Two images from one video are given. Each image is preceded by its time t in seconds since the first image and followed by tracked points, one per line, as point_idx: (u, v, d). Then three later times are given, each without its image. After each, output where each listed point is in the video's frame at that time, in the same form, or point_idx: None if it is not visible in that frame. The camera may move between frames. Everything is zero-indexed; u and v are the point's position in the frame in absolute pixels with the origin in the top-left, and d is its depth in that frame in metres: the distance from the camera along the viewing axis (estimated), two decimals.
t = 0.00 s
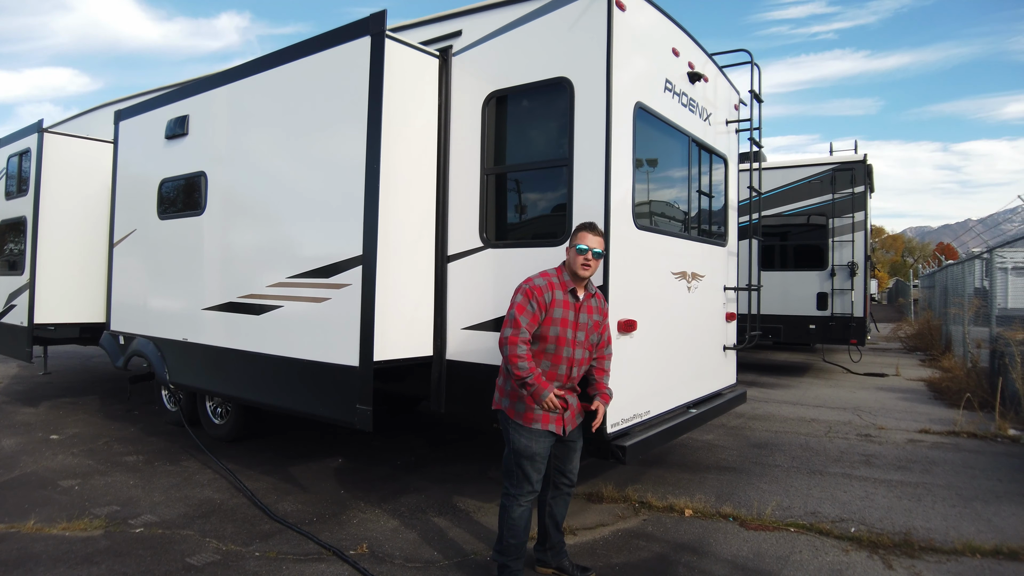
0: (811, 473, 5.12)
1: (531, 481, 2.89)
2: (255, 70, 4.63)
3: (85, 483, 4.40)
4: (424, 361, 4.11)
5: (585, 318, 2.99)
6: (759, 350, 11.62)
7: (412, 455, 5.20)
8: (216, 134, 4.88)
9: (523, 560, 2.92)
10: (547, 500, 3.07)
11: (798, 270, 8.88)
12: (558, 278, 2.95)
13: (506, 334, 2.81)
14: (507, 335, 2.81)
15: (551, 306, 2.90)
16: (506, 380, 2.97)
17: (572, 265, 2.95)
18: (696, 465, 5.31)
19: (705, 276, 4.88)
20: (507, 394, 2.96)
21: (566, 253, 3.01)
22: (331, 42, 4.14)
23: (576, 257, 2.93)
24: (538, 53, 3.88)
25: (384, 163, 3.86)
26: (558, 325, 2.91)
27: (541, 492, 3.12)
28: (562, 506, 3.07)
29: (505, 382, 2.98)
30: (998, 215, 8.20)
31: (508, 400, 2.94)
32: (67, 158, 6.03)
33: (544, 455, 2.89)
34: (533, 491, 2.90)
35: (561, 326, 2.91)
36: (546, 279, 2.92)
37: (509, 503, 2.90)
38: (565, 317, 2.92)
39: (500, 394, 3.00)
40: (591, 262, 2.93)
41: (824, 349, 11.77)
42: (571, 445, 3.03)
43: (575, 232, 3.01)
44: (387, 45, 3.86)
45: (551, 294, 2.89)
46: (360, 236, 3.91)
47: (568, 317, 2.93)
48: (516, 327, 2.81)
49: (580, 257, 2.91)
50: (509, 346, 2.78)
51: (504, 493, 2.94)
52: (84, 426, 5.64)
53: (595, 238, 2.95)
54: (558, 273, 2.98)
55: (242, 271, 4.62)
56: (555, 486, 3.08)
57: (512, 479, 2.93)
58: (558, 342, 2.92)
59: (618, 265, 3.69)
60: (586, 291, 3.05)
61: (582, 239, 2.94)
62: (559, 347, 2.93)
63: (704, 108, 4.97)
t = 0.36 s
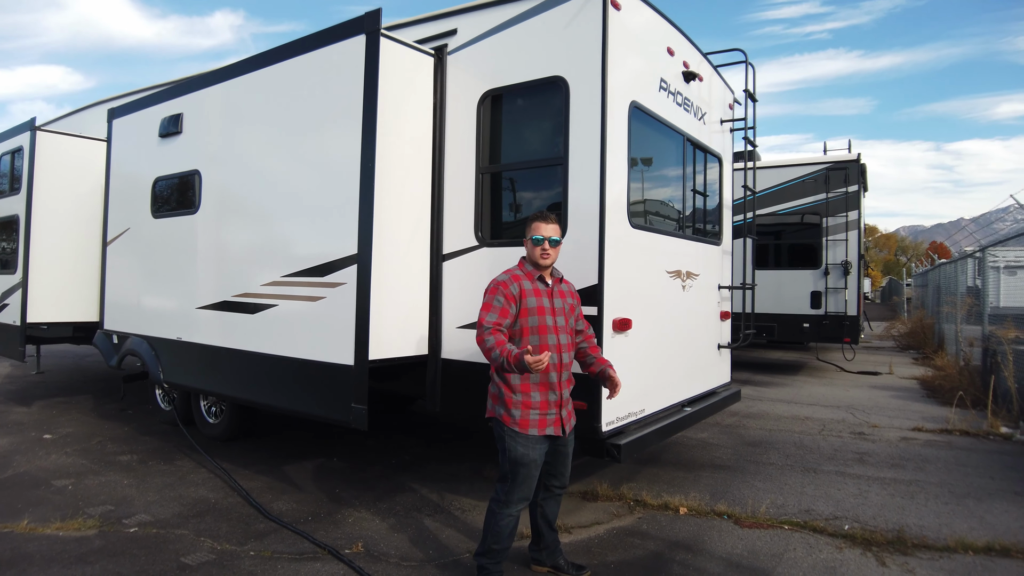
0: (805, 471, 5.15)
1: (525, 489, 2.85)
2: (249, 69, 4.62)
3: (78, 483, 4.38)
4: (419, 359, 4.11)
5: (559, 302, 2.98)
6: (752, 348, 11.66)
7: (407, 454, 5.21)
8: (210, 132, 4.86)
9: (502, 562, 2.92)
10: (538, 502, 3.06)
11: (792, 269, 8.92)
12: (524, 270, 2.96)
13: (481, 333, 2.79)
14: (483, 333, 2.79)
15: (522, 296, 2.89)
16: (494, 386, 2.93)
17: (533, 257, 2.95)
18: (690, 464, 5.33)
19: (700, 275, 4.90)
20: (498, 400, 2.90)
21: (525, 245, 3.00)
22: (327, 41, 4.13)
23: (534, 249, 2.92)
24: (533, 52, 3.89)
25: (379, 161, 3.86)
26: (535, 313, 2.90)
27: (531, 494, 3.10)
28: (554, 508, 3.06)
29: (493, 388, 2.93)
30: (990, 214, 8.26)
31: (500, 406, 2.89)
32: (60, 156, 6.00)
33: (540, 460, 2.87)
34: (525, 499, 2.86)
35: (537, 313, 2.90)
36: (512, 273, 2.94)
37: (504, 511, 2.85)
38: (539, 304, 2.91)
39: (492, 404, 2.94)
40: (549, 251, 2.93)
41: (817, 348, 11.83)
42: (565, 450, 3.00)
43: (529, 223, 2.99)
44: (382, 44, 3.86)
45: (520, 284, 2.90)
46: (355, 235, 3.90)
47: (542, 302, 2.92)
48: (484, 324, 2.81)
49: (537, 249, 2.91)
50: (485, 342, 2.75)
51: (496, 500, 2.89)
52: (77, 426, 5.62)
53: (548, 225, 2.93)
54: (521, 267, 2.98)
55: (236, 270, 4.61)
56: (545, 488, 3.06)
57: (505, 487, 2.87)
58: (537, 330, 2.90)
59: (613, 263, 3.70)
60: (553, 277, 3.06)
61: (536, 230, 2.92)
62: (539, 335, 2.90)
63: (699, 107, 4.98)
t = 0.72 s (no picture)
0: (799, 469, 5.17)
1: (500, 489, 2.86)
2: (244, 67, 4.61)
3: (72, 483, 4.37)
4: (415, 359, 4.11)
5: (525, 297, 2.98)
6: (747, 347, 11.71)
7: (402, 453, 5.20)
8: (204, 131, 4.85)
9: (494, 561, 2.92)
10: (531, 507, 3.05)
11: (787, 268, 8.94)
12: (491, 268, 2.94)
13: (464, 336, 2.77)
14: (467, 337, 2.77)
15: (495, 294, 2.87)
16: (467, 388, 2.92)
17: (492, 254, 2.93)
18: (685, 462, 5.35)
19: (695, 274, 4.91)
20: (471, 402, 2.89)
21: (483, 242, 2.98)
22: (322, 39, 4.12)
23: (492, 246, 2.90)
24: (529, 51, 3.89)
25: (374, 160, 3.85)
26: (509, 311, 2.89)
27: (525, 497, 3.10)
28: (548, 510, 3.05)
29: (466, 390, 2.91)
30: (984, 214, 8.29)
31: (474, 408, 2.88)
32: (54, 155, 5.98)
33: (513, 461, 2.87)
34: (501, 499, 2.87)
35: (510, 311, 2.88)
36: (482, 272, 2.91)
37: (481, 511, 2.86)
38: (510, 301, 2.90)
39: (465, 406, 2.92)
40: (508, 246, 2.91)
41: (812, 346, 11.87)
42: (548, 450, 2.99)
43: (484, 220, 2.97)
44: (377, 42, 3.85)
45: (491, 283, 2.87)
46: (350, 234, 3.90)
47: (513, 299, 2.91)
48: (471, 327, 2.77)
49: (497, 245, 2.90)
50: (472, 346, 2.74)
51: (473, 500, 2.90)
52: (71, 426, 5.60)
53: (504, 219, 2.92)
54: (483, 265, 2.96)
55: (231, 269, 4.60)
56: (538, 492, 3.04)
57: (479, 488, 2.88)
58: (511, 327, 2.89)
59: (608, 262, 3.71)
60: (518, 272, 3.06)
61: (491, 225, 2.91)
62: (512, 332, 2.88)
63: (694, 106, 4.99)
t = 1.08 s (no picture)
0: (794, 467, 5.19)
1: (482, 489, 2.86)
2: (239, 65, 4.60)
3: (66, 482, 4.35)
4: (410, 357, 4.10)
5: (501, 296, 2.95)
6: (742, 345, 11.74)
7: (397, 452, 5.20)
8: (199, 128, 4.83)
9: (488, 560, 2.91)
10: (517, 510, 3.01)
11: (782, 266, 8.97)
12: (463, 270, 2.96)
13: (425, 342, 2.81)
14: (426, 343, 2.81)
15: (462, 296, 2.88)
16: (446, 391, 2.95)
17: (471, 253, 2.92)
18: (680, 460, 5.36)
19: (690, 272, 4.91)
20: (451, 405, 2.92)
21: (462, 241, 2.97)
22: (316, 37, 4.12)
23: (473, 245, 2.89)
24: (524, 49, 3.88)
25: (369, 158, 3.85)
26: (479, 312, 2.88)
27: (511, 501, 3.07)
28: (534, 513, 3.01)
29: (445, 393, 2.95)
30: (977, 212, 8.33)
31: (452, 410, 2.91)
32: (47, 153, 5.95)
33: (492, 462, 2.87)
34: (483, 498, 2.87)
35: (479, 313, 2.88)
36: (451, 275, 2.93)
37: (466, 510, 2.88)
38: (480, 302, 2.89)
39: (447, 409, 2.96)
40: (488, 244, 2.91)
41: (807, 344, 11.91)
42: (532, 451, 2.97)
43: (462, 219, 2.96)
44: (372, 40, 3.85)
45: (458, 285, 2.89)
46: (346, 232, 3.89)
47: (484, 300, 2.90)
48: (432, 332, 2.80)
49: (475, 244, 2.89)
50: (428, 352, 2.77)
51: (458, 501, 2.92)
52: (66, 424, 5.58)
53: (483, 218, 2.91)
54: (459, 266, 2.97)
55: (225, 267, 4.59)
56: (523, 496, 3.01)
57: (462, 488, 2.90)
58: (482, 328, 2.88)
59: (603, 260, 3.71)
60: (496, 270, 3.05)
61: (470, 224, 2.90)
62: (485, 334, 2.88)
63: (690, 105, 5.00)
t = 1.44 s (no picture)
0: (790, 464, 5.21)
1: (472, 487, 2.86)
2: (234, 61, 4.58)
3: (61, 481, 4.33)
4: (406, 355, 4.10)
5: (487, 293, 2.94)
6: (738, 343, 11.78)
7: (393, 450, 5.20)
8: (194, 125, 4.81)
9: (484, 558, 2.91)
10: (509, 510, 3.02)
11: (777, 264, 8.99)
12: (449, 267, 2.97)
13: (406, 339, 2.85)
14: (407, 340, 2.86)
15: (445, 293, 2.89)
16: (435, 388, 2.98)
17: (463, 249, 2.93)
18: (676, 457, 5.37)
19: (686, 269, 4.92)
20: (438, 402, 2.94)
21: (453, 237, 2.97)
22: (312, 33, 4.10)
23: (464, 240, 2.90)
24: (520, 47, 3.88)
25: (365, 156, 3.84)
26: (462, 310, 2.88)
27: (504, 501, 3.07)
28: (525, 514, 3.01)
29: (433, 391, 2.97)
30: (972, 211, 8.37)
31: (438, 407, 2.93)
32: (41, 150, 5.92)
33: (481, 461, 2.87)
34: (474, 497, 2.88)
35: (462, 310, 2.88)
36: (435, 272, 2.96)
37: (459, 510, 2.88)
38: (463, 300, 2.89)
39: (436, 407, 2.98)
40: (480, 239, 2.91)
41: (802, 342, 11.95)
42: (523, 452, 2.96)
43: (452, 215, 2.96)
44: (368, 37, 3.84)
45: (441, 283, 2.91)
46: (342, 230, 3.88)
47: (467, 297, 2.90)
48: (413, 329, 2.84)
49: (466, 239, 2.89)
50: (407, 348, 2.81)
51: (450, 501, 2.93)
52: (61, 423, 5.56)
53: (474, 213, 2.91)
54: (447, 263, 2.97)
55: (220, 264, 4.57)
56: (515, 497, 3.01)
57: (453, 488, 2.90)
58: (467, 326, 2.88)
59: (599, 257, 3.71)
60: (487, 267, 3.03)
61: (461, 220, 2.90)
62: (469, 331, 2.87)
63: (686, 103, 5.00)
